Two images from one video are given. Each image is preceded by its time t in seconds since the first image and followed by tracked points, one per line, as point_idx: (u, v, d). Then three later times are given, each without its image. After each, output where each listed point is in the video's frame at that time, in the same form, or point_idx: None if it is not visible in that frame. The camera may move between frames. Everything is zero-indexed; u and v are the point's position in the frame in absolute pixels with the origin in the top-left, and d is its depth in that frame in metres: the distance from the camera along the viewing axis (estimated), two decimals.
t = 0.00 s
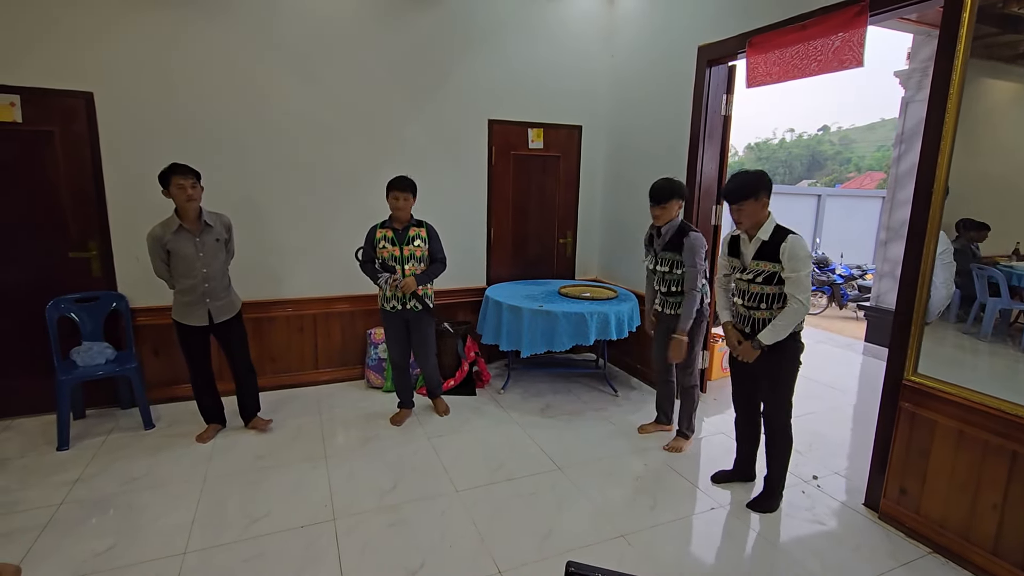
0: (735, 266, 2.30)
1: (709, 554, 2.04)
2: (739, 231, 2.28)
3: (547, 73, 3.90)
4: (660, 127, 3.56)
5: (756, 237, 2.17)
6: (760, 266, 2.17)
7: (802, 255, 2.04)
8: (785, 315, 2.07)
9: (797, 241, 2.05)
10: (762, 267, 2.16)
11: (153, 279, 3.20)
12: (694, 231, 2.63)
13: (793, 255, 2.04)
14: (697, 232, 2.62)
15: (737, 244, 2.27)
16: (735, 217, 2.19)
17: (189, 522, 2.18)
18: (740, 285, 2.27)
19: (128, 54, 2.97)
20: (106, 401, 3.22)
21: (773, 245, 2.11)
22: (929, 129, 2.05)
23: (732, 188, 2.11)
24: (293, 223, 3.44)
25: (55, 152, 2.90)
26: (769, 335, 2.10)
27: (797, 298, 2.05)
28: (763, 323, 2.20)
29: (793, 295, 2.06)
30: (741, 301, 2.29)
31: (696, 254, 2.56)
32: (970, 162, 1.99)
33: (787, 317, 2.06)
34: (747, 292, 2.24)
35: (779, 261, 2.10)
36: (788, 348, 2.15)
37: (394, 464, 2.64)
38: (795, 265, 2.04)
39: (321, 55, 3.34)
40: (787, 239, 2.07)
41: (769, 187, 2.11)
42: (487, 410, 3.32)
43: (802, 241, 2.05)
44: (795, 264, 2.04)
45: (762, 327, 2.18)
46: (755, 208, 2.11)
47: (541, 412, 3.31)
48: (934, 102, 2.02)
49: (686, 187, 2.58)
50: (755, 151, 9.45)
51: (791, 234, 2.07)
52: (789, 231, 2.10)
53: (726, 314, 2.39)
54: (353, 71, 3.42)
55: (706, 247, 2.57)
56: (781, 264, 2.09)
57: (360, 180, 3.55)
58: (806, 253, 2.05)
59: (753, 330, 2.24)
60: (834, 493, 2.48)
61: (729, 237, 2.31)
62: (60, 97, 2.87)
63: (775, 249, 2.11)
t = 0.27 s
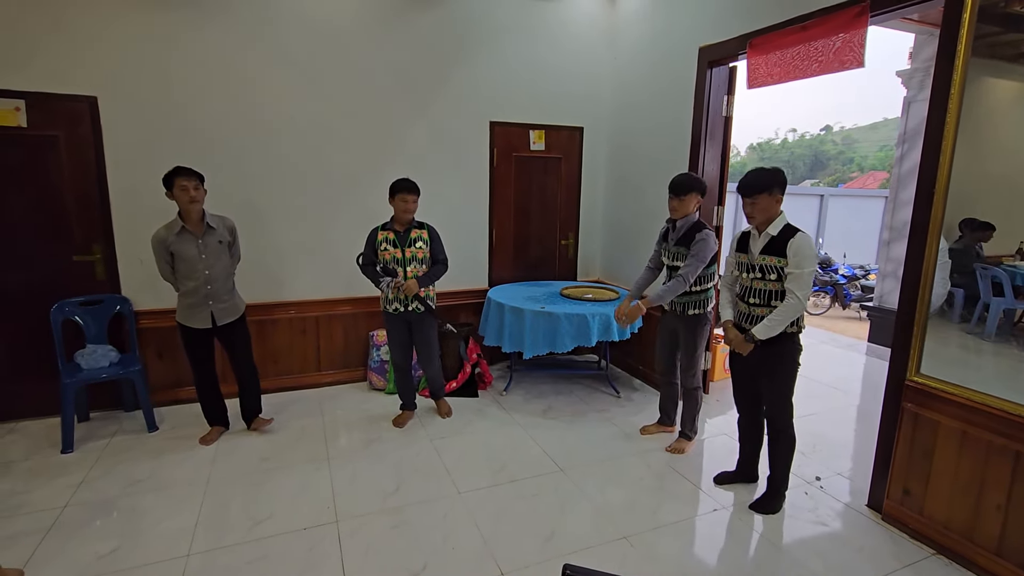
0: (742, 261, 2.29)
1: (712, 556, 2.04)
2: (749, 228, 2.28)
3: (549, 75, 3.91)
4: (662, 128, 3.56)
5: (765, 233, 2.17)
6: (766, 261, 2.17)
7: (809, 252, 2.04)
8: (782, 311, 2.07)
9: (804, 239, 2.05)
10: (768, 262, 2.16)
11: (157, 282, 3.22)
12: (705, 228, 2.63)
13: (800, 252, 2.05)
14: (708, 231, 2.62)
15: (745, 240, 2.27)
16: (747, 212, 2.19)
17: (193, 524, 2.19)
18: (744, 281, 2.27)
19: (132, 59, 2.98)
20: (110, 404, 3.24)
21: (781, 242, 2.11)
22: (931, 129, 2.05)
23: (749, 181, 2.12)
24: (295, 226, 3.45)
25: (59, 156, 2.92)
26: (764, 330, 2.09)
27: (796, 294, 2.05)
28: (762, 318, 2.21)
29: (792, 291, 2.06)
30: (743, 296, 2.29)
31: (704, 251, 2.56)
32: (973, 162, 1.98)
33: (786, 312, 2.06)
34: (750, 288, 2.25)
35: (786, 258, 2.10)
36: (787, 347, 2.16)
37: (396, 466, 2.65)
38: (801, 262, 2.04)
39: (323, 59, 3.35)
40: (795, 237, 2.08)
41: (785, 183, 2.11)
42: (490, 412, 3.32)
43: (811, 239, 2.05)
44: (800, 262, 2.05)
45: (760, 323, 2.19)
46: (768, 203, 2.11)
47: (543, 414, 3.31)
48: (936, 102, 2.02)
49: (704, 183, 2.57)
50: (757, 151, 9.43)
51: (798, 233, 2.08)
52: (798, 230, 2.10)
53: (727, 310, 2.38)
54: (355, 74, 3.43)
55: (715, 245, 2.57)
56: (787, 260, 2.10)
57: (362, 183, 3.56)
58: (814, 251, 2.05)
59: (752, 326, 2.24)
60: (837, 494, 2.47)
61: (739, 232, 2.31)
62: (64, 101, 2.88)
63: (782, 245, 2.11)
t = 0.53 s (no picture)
0: (747, 260, 2.29)
1: (715, 557, 2.04)
2: (757, 227, 2.28)
3: (551, 76, 3.91)
4: (664, 129, 3.56)
5: (772, 231, 2.17)
6: (771, 260, 2.17)
7: (814, 252, 2.04)
8: (783, 312, 2.08)
9: (809, 239, 2.04)
10: (773, 261, 2.16)
11: (161, 285, 3.23)
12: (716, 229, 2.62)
13: (804, 252, 2.04)
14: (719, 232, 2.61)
15: (752, 239, 2.27)
16: (755, 210, 2.19)
17: (197, 526, 2.20)
18: (749, 280, 2.27)
19: (136, 63, 3.00)
20: (115, 407, 3.25)
21: (787, 241, 2.11)
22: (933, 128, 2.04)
23: (758, 179, 2.12)
24: (298, 228, 3.46)
25: (63, 160, 2.94)
26: (767, 333, 2.11)
27: (798, 294, 2.05)
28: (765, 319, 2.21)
29: (794, 292, 2.06)
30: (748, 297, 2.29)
31: (714, 251, 2.55)
32: (976, 160, 1.98)
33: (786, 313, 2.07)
34: (754, 288, 2.25)
35: (790, 257, 2.10)
36: (790, 348, 2.15)
37: (400, 468, 2.65)
38: (805, 262, 2.04)
39: (325, 61, 3.36)
40: (800, 237, 2.07)
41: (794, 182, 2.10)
42: (493, 414, 3.32)
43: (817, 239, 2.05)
44: (804, 262, 2.04)
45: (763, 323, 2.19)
46: (776, 202, 2.11)
47: (547, 415, 3.31)
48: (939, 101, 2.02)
49: (718, 183, 2.58)
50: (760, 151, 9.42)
51: (804, 233, 2.07)
52: (804, 230, 2.09)
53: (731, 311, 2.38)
54: (357, 76, 3.44)
55: (725, 246, 2.56)
56: (791, 259, 2.09)
57: (365, 185, 3.57)
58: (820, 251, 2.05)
59: (755, 327, 2.24)
60: (841, 495, 2.46)
61: (746, 231, 2.31)
62: (68, 105, 2.90)
63: (788, 244, 2.11)
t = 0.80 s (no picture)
0: (751, 260, 2.29)
1: (719, 558, 2.03)
2: (761, 227, 2.27)
3: (552, 78, 3.92)
4: (665, 129, 3.56)
5: (776, 231, 2.17)
6: (775, 260, 2.17)
7: (819, 252, 2.04)
8: (787, 312, 2.07)
9: (814, 239, 2.04)
10: (776, 261, 2.16)
11: (163, 287, 3.24)
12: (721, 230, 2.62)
13: (809, 252, 2.04)
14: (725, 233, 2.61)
15: (757, 239, 2.27)
16: (760, 209, 2.19)
17: (201, 529, 2.20)
18: (754, 280, 2.27)
19: (139, 67, 3.01)
20: (119, 409, 3.26)
21: (791, 241, 2.11)
22: (936, 127, 2.04)
23: (763, 178, 2.11)
24: (300, 230, 3.47)
25: (66, 163, 2.95)
26: (770, 333, 2.10)
27: (801, 294, 2.05)
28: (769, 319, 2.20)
29: (798, 291, 2.06)
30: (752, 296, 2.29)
31: (720, 252, 2.55)
32: (979, 159, 1.97)
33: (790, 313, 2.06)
34: (758, 287, 2.24)
35: (794, 257, 2.10)
36: (794, 349, 2.15)
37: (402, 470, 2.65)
38: (809, 262, 2.04)
39: (328, 64, 3.37)
40: (805, 237, 2.07)
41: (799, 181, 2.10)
42: (495, 415, 3.32)
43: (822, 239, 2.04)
44: (808, 262, 2.04)
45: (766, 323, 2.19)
46: (780, 201, 2.11)
47: (549, 416, 3.31)
48: (941, 101, 2.02)
49: (724, 184, 2.58)
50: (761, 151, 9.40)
51: (808, 233, 2.07)
52: (809, 230, 2.09)
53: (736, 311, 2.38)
54: (359, 79, 3.45)
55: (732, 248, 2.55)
56: (795, 258, 2.09)
57: (366, 187, 3.58)
58: (824, 252, 2.04)
59: (759, 327, 2.23)
60: (845, 495, 2.46)
61: (750, 232, 2.30)
62: (70, 109, 2.91)
63: (792, 244, 2.11)
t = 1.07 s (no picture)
0: (754, 260, 2.29)
1: (722, 559, 2.03)
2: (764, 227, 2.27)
3: (554, 79, 3.92)
4: (666, 129, 3.56)
5: (780, 232, 2.16)
6: (779, 260, 2.16)
7: (823, 252, 2.03)
8: (792, 312, 2.07)
9: (818, 239, 2.04)
10: (780, 261, 2.15)
11: (166, 289, 3.24)
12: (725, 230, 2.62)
13: (813, 252, 2.04)
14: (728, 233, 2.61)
15: (760, 239, 2.26)
16: (763, 209, 2.18)
17: (204, 530, 2.20)
18: (757, 280, 2.26)
19: (141, 69, 3.02)
20: (122, 411, 3.27)
21: (795, 241, 2.11)
22: (938, 126, 2.03)
23: (768, 178, 2.11)
24: (302, 232, 3.47)
25: (69, 165, 2.96)
26: (775, 333, 2.10)
27: (806, 294, 2.04)
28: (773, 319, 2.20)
29: (802, 292, 2.06)
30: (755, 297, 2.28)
31: (724, 253, 2.55)
32: (981, 159, 1.96)
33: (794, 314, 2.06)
34: (762, 288, 2.24)
35: (798, 257, 2.10)
36: (798, 349, 2.15)
37: (405, 471, 2.65)
38: (813, 262, 2.04)
39: (329, 65, 3.38)
40: (809, 237, 2.07)
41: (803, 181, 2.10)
42: (498, 416, 3.32)
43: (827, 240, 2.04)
44: (813, 262, 2.04)
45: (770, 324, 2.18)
46: (783, 201, 2.11)
47: (551, 417, 3.31)
48: (943, 100, 2.01)
49: (727, 185, 2.58)
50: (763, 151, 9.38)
51: (812, 233, 2.07)
52: (813, 230, 2.09)
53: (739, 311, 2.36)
54: (360, 80, 3.46)
55: (735, 249, 2.55)
56: (799, 259, 2.09)
57: (368, 188, 3.58)
58: (828, 252, 2.04)
59: (763, 327, 2.23)
60: (848, 496, 2.45)
61: (753, 232, 2.30)
62: (73, 112, 2.92)
63: (796, 245, 2.10)
